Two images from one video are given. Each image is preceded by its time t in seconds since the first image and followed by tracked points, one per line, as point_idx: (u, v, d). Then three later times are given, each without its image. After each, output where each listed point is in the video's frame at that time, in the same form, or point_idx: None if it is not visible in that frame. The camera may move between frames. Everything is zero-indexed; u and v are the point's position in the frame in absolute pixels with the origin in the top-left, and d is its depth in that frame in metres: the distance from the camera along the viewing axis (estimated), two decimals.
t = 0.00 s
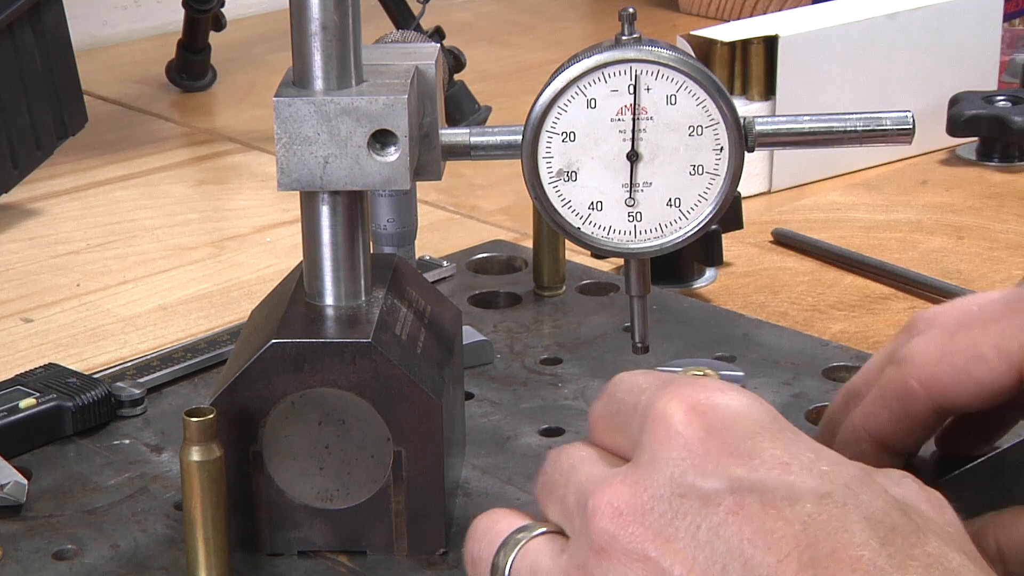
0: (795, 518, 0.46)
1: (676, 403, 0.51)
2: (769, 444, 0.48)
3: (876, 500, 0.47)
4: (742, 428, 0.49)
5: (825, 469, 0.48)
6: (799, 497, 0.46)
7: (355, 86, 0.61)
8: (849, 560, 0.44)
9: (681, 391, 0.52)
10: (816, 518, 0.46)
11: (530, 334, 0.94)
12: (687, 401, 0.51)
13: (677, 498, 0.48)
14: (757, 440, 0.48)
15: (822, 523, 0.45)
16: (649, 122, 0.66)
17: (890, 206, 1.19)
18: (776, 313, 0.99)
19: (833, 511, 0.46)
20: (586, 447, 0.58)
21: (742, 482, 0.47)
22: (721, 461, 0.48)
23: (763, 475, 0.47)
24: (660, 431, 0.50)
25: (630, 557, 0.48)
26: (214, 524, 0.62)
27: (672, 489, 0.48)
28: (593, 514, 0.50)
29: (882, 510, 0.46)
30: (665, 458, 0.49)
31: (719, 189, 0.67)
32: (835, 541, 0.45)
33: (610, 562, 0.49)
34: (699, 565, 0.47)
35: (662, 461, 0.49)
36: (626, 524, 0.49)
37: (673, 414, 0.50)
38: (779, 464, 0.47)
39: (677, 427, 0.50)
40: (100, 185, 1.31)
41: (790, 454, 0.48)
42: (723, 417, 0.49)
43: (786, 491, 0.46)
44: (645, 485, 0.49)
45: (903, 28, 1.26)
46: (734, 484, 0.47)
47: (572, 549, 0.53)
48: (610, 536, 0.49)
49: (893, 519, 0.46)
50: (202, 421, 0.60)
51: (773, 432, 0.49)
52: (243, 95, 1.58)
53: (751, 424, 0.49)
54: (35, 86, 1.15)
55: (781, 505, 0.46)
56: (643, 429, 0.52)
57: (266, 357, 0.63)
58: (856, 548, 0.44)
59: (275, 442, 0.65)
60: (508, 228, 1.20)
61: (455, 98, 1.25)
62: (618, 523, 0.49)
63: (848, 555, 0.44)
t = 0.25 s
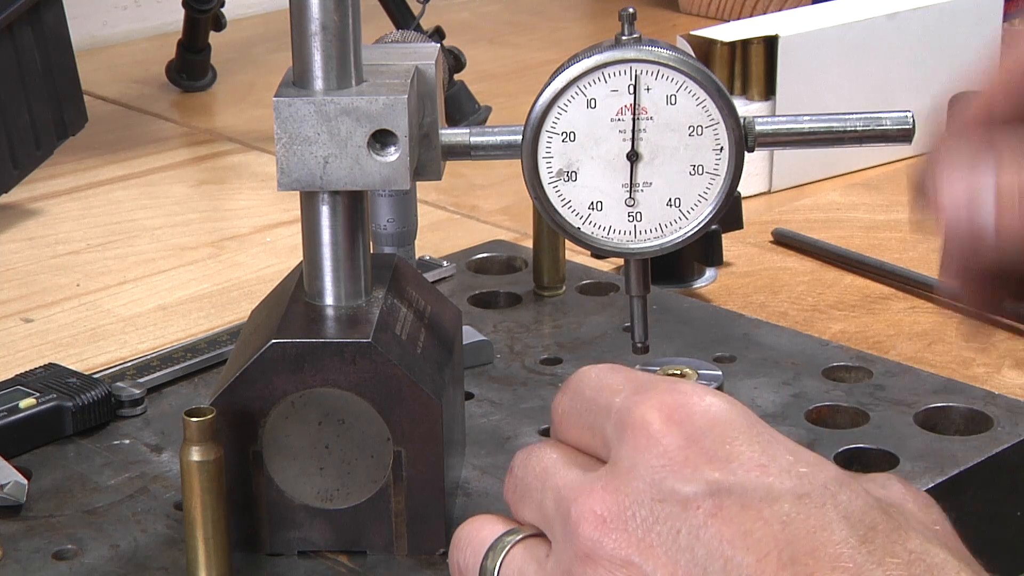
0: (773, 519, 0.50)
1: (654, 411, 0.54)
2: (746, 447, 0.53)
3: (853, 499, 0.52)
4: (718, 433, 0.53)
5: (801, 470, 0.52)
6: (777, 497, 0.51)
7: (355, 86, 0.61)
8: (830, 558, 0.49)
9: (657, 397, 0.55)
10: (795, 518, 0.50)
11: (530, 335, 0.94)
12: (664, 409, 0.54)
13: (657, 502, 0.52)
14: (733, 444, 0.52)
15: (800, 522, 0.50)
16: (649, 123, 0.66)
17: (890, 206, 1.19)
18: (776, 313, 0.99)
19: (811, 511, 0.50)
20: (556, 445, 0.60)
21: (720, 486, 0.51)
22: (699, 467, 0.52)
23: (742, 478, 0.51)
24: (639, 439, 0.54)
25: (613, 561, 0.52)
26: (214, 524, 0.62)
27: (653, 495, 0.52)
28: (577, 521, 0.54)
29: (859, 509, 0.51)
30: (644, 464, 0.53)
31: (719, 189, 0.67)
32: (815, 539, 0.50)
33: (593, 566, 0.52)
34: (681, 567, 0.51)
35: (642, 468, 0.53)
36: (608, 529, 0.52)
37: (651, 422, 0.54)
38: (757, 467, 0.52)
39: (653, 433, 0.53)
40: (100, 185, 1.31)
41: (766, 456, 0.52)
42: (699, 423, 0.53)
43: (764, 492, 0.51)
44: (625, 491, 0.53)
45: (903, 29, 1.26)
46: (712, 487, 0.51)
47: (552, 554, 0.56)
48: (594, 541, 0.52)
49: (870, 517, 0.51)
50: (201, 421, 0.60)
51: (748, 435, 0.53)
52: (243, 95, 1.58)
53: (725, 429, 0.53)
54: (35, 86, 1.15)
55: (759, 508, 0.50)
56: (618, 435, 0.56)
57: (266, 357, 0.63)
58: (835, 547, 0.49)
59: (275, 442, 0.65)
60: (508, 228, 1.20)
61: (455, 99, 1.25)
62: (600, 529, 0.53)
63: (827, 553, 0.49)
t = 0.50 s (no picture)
0: (770, 518, 0.52)
1: (650, 410, 0.56)
2: (744, 446, 0.54)
3: (850, 498, 0.53)
4: (714, 432, 0.54)
5: (799, 469, 0.54)
6: (773, 496, 0.52)
7: (355, 86, 0.61)
8: (827, 555, 0.50)
9: (655, 396, 0.57)
10: (792, 516, 0.52)
11: (530, 334, 0.94)
12: (660, 408, 0.56)
13: (654, 501, 0.54)
14: (730, 443, 0.54)
15: (797, 520, 0.52)
16: (649, 123, 0.66)
17: (890, 206, 1.19)
18: (776, 313, 0.99)
19: (808, 509, 0.52)
20: (561, 446, 0.61)
21: (716, 485, 0.53)
22: (696, 466, 0.54)
23: (739, 477, 0.53)
24: (636, 438, 0.55)
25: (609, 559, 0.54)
26: (214, 525, 0.62)
27: (649, 493, 0.54)
28: (575, 521, 0.55)
29: (857, 508, 0.53)
30: (641, 463, 0.55)
31: (719, 189, 0.67)
32: (810, 538, 0.51)
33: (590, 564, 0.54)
34: (678, 566, 0.52)
35: (638, 467, 0.54)
36: (604, 528, 0.54)
37: (648, 422, 0.56)
38: (754, 466, 0.53)
39: (650, 434, 0.55)
40: (100, 185, 1.31)
41: (763, 455, 0.54)
42: (696, 422, 0.55)
43: (761, 491, 0.52)
44: (623, 491, 0.55)
45: (903, 29, 1.26)
46: (708, 486, 0.53)
47: (550, 553, 0.57)
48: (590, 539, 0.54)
49: (867, 516, 0.53)
50: (202, 421, 0.60)
51: (745, 434, 0.55)
52: (243, 95, 1.58)
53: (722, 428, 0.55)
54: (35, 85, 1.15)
55: (756, 507, 0.52)
56: (617, 434, 0.57)
57: (266, 357, 0.63)
58: (833, 545, 0.51)
59: (275, 442, 0.65)
60: (508, 228, 1.20)
61: (455, 99, 1.25)
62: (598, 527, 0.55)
63: (825, 550, 0.51)
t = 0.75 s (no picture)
0: (773, 507, 0.52)
1: (648, 405, 0.56)
2: (742, 438, 0.54)
3: (851, 484, 0.54)
4: (713, 425, 0.55)
5: (798, 458, 0.54)
6: (775, 486, 0.53)
7: (355, 86, 0.61)
8: (831, 543, 0.51)
9: (653, 392, 0.57)
10: (794, 505, 0.52)
11: (530, 334, 0.94)
12: (658, 402, 0.56)
13: (655, 495, 0.54)
14: (729, 435, 0.54)
15: (799, 509, 0.52)
16: (649, 123, 0.66)
17: (890, 206, 1.19)
18: (776, 313, 0.99)
19: (809, 497, 0.53)
20: (564, 445, 0.61)
21: (717, 476, 0.53)
22: (695, 459, 0.54)
23: (739, 468, 0.53)
24: (635, 433, 0.56)
25: (612, 554, 0.54)
26: (215, 524, 0.62)
27: (651, 488, 0.54)
28: (576, 517, 0.55)
29: (858, 493, 0.54)
30: (641, 458, 0.55)
31: (719, 189, 0.67)
32: (814, 526, 0.52)
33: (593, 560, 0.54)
34: (682, 559, 0.53)
35: (639, 461, 0.55)
36: (606, 523, 0.54)
37: (646, 416, 0.56)
38: (754, 456, 0.53)
39: (649, 428, 0.55)
40: (100, 185, 1.31)
41: (762, 445, 0.54)
42: (694, 415, 0.55)
43: (762, 482, 0.53)
44: (624, 486, 0.55)
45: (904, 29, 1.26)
46: (710, 478, 0.53)
47: (552, 550, 0.57)
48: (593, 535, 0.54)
49: (868, 501, 0.54)
50: (201, 421, 0.60)
51: (743, 426, 0.55)
52: (243, 95, 1.58)
53: (720, 421, 0.55)
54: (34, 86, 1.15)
55: (758, 497, 0.52)
56: (615, 430, 0.58)
57: (266, 357, 0.63)
58: (836, 532, 0.52)
59: (275, 442, 0.65)
60: (508, 228, 1.20)
61: (455, 99, 1.25)
62: (601, 522, 0.55)
63: (828, 539, 0.51)
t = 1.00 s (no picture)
0: (774, 501, 0.53)
1: (648, 401, 0.56)
2: (742, 433, 0.55)
3: (851, 477, 0.55)
4: (713, 421, 0.55)
5: (798, 452, 0.55)
6: (776, 480, 0.53)
7: (355, 86, 0.61)
8: (833, 535, 0.52)
9: (652, 388, 0.57)
10: (795, 498, 0.53)
11: (530, 334, 0.94)
12: (658, 399, 0.56)
13: (657, 491, 0.54)
14: (729, 431, 0.55)
15: (801, 502, 0.53)
16: (649, 123, 0.66)
17: (890, 206, 1.19)
18: (776, 313, 0.99)
19: (810, 490, 0.53)
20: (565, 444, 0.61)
21: (718, 471, 0.53)
22: (696, 454, 0.54)
23: (739, 463, 0.53)
24: (635, 430, 0.56)
25: (615, 551, 0.54)
26: (215, 523, 0.62)
27: (652, 484, 0.54)
28: (578, 514, 0.55)
29: (858, 485, 0.54)
30: (642, 454, 0.55)
31: (719, 189, 0.67)
32: (817, 519, 0.52)
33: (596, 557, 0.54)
34: (685, 554, 0.53)
35: (640, 458, 0.55)
36: (609, 520, 0.54)
37: (646, 412, 0.56)
38: (755, 451, 0.54)
39: (649, 425, 0.55)
40: (100, 185, 1.31)
41: (762, 440, 0.55)
42: (695, 411, 0.55)
43: (763, 476, 0.53)
44: (626, 483, 0.55)
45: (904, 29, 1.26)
46: (711, 473, 0.53)
47: (554, 547, 0.57)
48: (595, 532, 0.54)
49: (868, 493, 0.55)
50: (201, 421, 0.60)
51: (743, 422, 0.55)
52: (243, 95, 1.58)
53: (720, 416, 0.55)
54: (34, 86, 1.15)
55: (759, 491, 0.53)
56: (616, 428, 0.58)
57: (266, 357, 0.63)
58: (838, 525, 0.52)
59: (275, 442, 0.65)
60: (508, 228, 1.20)
61: (455, 99, 1.25)
62: (603, 520, 0.55)
63: (831, 531, 0.52)
